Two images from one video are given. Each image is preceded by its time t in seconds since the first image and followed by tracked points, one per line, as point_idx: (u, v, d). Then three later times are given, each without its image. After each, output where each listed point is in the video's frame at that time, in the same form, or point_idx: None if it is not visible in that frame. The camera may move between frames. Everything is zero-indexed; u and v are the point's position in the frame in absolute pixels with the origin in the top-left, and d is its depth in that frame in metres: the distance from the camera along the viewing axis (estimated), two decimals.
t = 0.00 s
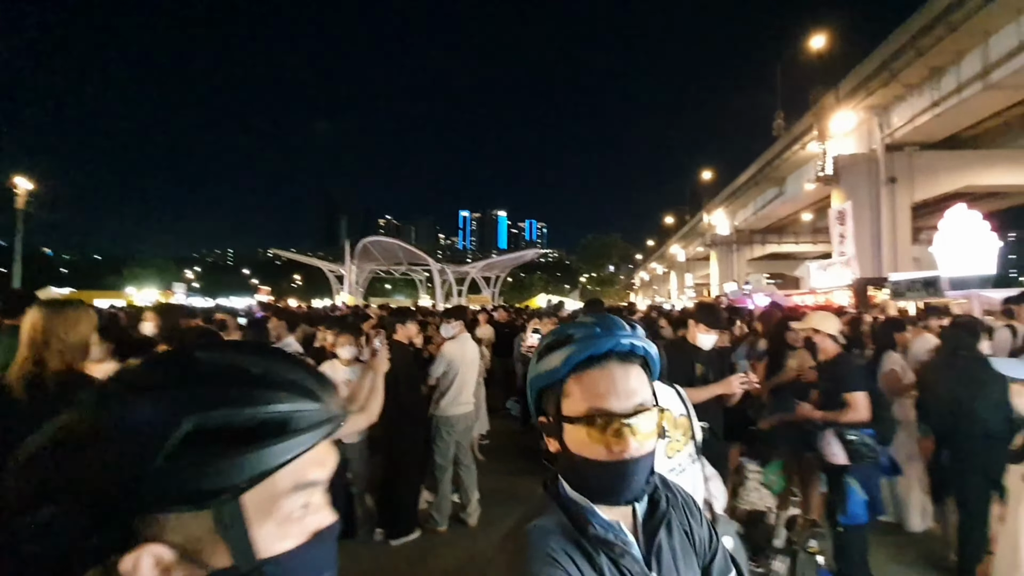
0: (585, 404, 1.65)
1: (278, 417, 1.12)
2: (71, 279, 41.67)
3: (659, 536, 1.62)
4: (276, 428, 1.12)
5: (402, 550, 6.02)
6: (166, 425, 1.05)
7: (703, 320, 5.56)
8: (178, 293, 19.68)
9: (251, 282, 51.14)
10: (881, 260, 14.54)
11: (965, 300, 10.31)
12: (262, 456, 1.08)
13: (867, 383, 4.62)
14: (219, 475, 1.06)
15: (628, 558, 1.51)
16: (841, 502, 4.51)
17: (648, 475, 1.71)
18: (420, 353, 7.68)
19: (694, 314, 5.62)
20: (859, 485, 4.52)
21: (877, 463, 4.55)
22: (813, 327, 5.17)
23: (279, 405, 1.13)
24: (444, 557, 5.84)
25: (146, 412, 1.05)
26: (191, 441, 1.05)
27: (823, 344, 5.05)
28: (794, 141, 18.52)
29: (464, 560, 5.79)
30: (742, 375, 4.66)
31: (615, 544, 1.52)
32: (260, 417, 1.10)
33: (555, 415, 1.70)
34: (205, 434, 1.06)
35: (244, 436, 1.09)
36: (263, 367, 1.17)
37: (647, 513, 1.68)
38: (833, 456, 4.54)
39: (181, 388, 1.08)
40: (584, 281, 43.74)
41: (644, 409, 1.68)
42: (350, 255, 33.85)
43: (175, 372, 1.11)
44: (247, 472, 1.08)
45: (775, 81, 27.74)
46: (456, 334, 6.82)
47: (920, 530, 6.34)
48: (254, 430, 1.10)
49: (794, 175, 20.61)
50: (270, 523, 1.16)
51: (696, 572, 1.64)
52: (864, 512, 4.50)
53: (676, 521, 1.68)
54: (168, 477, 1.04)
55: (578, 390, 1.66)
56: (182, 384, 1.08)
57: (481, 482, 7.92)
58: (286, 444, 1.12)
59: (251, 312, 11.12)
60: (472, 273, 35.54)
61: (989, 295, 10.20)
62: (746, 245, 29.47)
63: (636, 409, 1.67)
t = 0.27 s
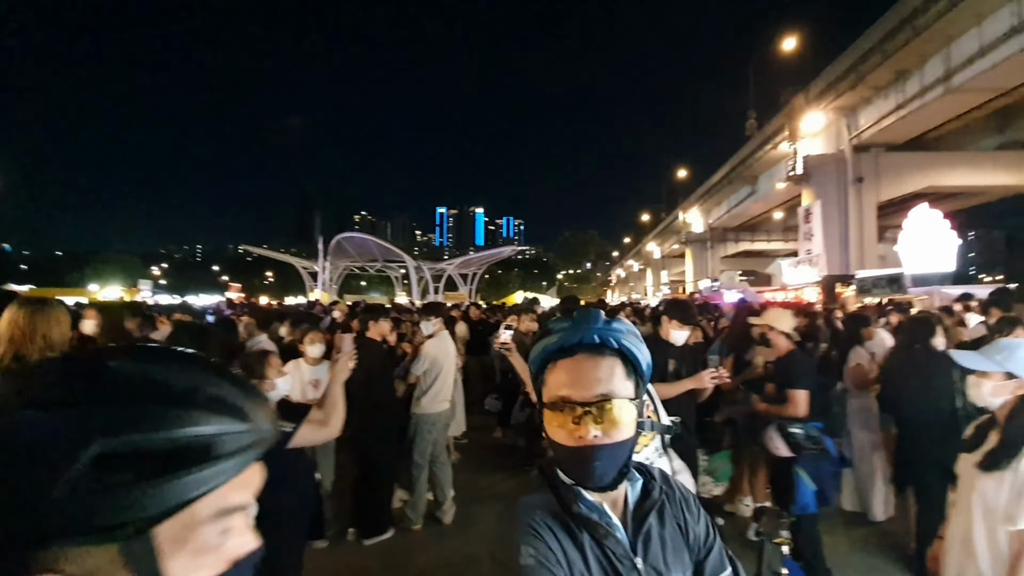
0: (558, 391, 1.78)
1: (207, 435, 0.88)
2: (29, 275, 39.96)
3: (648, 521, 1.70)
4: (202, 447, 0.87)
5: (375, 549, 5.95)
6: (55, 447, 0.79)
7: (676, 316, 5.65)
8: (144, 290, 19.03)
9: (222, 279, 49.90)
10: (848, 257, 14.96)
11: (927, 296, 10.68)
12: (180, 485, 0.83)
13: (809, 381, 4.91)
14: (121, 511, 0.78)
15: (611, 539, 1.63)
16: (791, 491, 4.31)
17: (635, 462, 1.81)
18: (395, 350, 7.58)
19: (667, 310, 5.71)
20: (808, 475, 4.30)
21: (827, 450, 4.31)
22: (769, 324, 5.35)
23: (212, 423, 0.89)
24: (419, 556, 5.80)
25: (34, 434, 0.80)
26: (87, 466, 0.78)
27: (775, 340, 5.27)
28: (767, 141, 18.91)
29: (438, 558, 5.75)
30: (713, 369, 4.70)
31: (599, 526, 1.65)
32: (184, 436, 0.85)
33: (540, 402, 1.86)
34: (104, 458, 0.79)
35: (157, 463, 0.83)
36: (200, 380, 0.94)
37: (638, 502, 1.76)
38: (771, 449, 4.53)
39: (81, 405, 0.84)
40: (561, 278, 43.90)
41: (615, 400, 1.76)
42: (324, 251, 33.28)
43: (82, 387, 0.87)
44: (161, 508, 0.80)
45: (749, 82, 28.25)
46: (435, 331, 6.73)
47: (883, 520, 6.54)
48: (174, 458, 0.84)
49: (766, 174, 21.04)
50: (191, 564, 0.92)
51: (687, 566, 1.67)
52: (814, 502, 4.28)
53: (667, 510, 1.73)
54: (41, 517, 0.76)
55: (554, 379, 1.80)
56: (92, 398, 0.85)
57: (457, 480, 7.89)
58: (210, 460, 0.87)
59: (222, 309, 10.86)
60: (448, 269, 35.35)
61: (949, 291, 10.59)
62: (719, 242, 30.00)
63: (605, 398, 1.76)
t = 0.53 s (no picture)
0: (557, 385, 1.81)
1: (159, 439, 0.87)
2: (12, 273, 39.34)
3: (642, 513, 1.70)
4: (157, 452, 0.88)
5: (362, 549, 5.92)
6: None
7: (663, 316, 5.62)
8: (131, 287, 18.79)
9: (211, 277, 49.49)
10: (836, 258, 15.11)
11: (913, 296, 10.81)
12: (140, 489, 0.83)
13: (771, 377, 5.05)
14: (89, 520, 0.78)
15: (601, 528, 1.64)
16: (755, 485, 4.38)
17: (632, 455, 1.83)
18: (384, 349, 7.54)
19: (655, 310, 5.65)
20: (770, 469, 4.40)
21: (787, 445, 4.34)
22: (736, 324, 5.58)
23: (161, 428, 0.88)
24: (407, 556, 5.78)
25: None
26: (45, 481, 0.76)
27: (742, 339, 5.45)
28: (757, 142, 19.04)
29: (426, 558, 5.73)
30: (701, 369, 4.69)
31: (590, 514, 1.66)
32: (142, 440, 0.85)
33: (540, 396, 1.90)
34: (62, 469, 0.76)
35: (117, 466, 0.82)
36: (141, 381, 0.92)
37: (635, 495, 1.76)
38: (732, 441, 4.49)
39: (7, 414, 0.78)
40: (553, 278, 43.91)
41: (611, 398, 1.79)
42: (314, 249, 33.03)
43: None
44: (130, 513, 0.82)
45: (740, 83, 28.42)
46: (426, 329, 6.68)
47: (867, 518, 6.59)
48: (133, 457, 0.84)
49: (756, 175, 21.20)
50: (150, 566, 0.95)
51: (679, 564, 1.68)
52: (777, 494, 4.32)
53: (662, 508, 1.74)
54: None
55: (551, 375, 1.84)
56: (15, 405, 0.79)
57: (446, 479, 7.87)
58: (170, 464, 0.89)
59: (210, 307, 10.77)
60: (440, 268, 35.27)
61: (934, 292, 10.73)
62: (710, 243, 30.18)
63: (603, 395, 1.78)
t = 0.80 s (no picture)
0: (554, 381, 1.84)
1: (128, 449, 0.93)
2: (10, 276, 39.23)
3: (641, 513, 1.71)
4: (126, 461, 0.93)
5: (360, 551, 5.92)
6: None
7: (660, 317, 5.68)
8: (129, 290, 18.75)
9: (209, 279, 49.44)
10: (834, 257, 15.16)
11: (910, 295, 10.85)
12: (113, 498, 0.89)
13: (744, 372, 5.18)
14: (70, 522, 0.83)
15: (599, 527, 1.66)
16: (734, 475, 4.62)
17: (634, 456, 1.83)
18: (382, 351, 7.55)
19: (652, 311, 5.71)
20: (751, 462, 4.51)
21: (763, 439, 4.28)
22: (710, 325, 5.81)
23: (126, 434, 0.93)
24: (405, 557, 5.77)
25: None
26: (26, 491, 0.79)
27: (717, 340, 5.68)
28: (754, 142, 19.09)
29: (425, 560, 5.73)
30: (696, 368, 4.72)
31: (588, 511, 1.67)
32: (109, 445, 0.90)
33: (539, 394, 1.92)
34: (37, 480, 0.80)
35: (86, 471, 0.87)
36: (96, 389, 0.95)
37: (636, 496, 1.76)
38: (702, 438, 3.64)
39: None
40: (551, 278, 43.97)
41: (607, 393, 1.80)
42: (313, 250, 33.04)
43: None
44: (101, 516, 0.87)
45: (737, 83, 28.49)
46: (422, 331, 6.72)
47: (866, 517, 6.63)
48: (101, 462, 0.89)
49: (754, 174, 21.26)
50: (121, 565, 1.11)
51: (678, 566, 1.69)
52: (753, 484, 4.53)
53: (662, 510, 1.75)
54: None
55: (549, 372, 1.87)
56: None
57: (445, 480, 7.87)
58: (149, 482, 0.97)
59: (208, 310, 10.78)
60: (438, 269, 35.28)
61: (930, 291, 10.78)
62: (708, 243, 30.23)
63: (598, 389, 1.80)
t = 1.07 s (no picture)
0: (554, 378, 1.85)
1: (113, 446, 0.93)
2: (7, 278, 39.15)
3: (639, 511, 1.72)
4: (113, 456, 0.93)
5: (359, 550, 5.93)
6: None
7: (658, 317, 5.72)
8: (127, 291, 18.72)
9: (207, 280, 49.43)
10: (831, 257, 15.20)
11: (906, 294, 10.88)
12: (105, 493, 0.89)
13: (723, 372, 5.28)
14: (68, 519, 0.84)
15: (597, 524, 1.66)
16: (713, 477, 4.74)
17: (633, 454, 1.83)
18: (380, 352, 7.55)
19: (649, 311, 5.76)
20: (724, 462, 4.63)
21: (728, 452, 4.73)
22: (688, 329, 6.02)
23: (111, 430, 0.93)
24: (404, 557, 5.78)
25: None
26: (27, 490, 0.80)
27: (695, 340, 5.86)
28: (752, 141, 19.14)
29: (424, 560, 5.74)
30: (694, 368, 4.75)
31: (586, 508, 1.68)
32: (100, 443, 0.91)
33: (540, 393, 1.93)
34: (38, 480, 0.81)
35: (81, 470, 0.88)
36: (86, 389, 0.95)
37: (634, 494, 1.78)
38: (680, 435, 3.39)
39: None
40: (549, 277, 43.99)
41: (605, 390, 1.81)
42: (311, 251, 33.04)
43: None
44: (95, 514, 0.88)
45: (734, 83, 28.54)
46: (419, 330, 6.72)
47: (865, 516, 6.69)
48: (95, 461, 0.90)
49: (751, 174, 21.30)
50: (115, 556, 1.14)
51: (674, 565, 1.70)
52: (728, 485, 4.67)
53: (660, 509, 1.75)
54: None
55: (550, 369, 1.89)
56: None
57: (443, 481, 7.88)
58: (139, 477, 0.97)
59: (206, 311, 10.76)
60: (436, 269, 35.32)
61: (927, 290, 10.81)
62: (706, 242, 30.31)
63: (596, 386, 1.81)
